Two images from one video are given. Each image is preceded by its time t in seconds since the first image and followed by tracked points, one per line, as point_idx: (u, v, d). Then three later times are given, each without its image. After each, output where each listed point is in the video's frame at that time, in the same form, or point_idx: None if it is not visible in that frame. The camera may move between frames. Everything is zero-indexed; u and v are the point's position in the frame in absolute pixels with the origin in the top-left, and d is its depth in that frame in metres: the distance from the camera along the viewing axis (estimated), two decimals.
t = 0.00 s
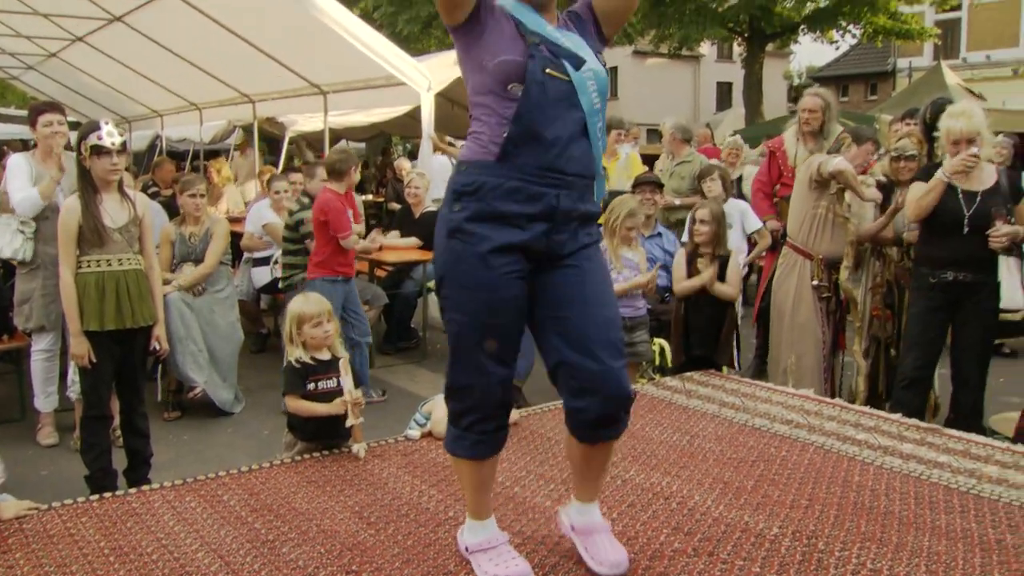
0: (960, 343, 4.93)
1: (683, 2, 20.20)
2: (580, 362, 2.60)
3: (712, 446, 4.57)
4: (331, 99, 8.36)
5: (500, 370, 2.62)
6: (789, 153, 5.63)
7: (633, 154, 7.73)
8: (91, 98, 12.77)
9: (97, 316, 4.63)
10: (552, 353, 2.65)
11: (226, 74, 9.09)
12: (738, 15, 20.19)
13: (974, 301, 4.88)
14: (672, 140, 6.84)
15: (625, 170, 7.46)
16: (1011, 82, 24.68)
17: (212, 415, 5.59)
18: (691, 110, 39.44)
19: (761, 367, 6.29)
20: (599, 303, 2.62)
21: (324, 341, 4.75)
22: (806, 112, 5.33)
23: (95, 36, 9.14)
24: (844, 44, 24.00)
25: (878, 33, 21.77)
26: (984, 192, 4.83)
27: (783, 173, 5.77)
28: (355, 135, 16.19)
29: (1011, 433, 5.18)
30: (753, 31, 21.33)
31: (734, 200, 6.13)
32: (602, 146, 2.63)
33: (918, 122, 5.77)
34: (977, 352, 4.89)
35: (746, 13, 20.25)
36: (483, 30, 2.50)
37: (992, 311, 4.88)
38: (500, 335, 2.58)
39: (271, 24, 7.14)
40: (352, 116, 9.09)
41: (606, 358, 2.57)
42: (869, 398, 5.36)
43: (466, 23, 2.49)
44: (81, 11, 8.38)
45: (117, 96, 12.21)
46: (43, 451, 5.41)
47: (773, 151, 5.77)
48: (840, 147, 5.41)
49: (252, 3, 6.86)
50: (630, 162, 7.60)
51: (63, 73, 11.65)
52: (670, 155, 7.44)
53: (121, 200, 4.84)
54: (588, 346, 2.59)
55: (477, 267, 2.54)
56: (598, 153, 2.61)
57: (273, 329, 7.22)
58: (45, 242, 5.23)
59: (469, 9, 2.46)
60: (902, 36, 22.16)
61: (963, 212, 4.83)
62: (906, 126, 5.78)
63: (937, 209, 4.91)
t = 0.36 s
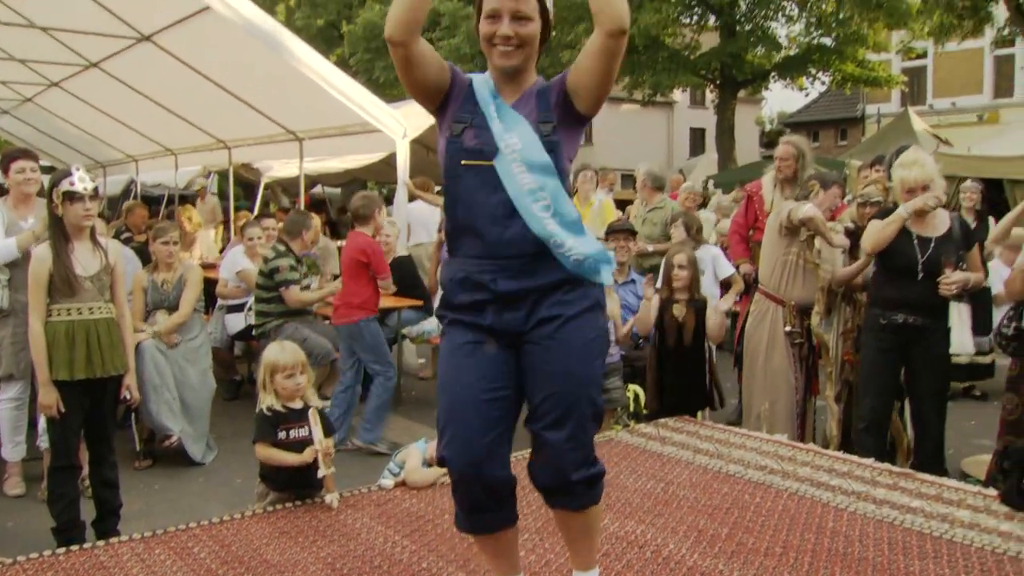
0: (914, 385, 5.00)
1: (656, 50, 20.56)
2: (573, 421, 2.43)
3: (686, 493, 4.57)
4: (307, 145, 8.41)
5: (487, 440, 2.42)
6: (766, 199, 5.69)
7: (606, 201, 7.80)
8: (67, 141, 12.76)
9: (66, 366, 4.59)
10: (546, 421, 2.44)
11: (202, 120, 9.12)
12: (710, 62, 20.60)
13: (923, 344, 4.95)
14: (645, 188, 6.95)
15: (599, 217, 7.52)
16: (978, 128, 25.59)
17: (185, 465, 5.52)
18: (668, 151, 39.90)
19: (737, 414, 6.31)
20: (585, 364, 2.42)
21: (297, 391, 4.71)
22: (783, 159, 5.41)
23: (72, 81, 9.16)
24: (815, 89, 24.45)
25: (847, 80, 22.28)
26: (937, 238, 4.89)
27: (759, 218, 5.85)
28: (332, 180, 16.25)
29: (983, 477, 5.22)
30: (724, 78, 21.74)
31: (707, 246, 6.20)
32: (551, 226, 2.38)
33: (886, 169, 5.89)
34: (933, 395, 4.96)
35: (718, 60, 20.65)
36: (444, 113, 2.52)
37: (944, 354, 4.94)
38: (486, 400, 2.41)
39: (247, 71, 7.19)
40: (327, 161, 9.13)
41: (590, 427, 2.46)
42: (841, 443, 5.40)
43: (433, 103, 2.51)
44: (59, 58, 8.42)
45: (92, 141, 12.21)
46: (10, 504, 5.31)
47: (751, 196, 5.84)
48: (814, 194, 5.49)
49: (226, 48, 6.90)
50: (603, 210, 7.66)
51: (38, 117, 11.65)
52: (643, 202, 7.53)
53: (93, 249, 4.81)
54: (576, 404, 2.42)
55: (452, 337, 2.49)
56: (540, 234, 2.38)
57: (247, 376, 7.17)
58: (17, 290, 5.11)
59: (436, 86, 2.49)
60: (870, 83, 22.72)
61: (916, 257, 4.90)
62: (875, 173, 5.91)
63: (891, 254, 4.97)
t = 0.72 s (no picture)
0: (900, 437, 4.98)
1: (648, 103, 20.91)
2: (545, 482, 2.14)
3: (682, 550, 4.52)
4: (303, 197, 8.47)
5: (454, 482, 2.25)
6: (754, 254, 5.76)
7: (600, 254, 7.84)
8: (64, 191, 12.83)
9: (58, 421, 4.56)
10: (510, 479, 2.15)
11: (199, 172, 9.17)
12: (703, 115, 20.88)
13: (909, 397, 4.95)
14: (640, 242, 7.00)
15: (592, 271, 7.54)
16: (969, 180, 25.79)
17: (176, 519, 5.47)
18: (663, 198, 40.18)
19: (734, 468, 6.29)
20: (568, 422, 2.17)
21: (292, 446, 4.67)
22: (768, 214, 5.48)
23: (70, 133, 9.24)
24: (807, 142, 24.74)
25: (838, 132, 22.55)
26: (921, 292, 4.91)
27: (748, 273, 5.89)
28: (327, 231, 16.33)
29: (981, 531, 5.18)
30: (718, 130, 22.02)
31: (701, 298, 6.22)
32: (567, 258, 2.19)
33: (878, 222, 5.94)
34: (924, 449, 4.93)
35: (710, 113, 20.93)
36: (460, 141, 2.36)
37: (932, 408, 4.94)
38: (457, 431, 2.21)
39: (245, 124, 7.26)
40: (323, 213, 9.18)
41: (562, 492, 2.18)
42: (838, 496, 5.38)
43: (441, 123, 2.36)
44: (58, 111, 8.50)
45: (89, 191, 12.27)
46: None
47: (738, 251, 5.87)
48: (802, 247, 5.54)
49: (222, 101, 6.97)
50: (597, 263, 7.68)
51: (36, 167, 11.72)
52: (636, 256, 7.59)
53: (88, 303, 4.80)
54: (543, 467, 2.13)
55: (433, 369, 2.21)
56: (556, 266, 2.17)
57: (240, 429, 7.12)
58: (8, 343, 5.11)
59: (446, 108, 2.35)
60: (861, 135, 22.95)
61: (901, 312, 4.91)
62: (865, 228, 6.01)
63: (878, 309, 4.97)
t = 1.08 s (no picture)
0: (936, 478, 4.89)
1: (661, 141, 20.99)
2: (591, 534, 2.05)
3: None
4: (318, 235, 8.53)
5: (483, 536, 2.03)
6: (754, 293, 5.80)
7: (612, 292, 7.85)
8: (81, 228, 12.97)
9: (71, 460, 4.57)
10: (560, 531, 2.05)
11: (215, 210, 9.25)
12: (715, 152, 20.98)
13: (947, 437, 4.85)
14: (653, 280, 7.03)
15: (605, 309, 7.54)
16: (982, 216, 25.76)
17: (189, 558, 5.45)
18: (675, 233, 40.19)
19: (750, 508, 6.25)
20: (605, 471, 2.03)
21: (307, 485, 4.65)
22: (764, 252, 5.47)
23: (88, 172, 9.36)
24: (819, 178, 24.76)
25: (850, 168, 22.54)
26: (950, 330, 4.85)
27: (751, 312, 5.92)
28: (341, 268, 16.41)
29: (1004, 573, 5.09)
30: (730, 167, 22.09)
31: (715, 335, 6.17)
32: (573, 312, 2.02)
33: (892, 260, 5.91)
34: (958, 488, 4.85)
35: (722, 150, 21.02)
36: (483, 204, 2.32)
37: (969, 446, 4.86)
38: (485, 495, 2.03)
39: (260, 162, 7.33)
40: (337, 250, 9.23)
41: (611, 539, 2.07)
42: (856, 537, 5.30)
43: (467, 191, 2.33)
44: (78, 150, 8.63)
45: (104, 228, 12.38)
46: None
47: (738, 293, 5.91)
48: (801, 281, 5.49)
49: (237, 139, 7.05)
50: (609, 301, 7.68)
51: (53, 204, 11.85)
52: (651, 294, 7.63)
53: (104, 341, 4.81)
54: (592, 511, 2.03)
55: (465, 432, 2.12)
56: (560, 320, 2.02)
57: (253, 467, 7.11)
58: (25, 380, 5.15)
59: (469, 173, 2.32)
60: (873, 171, 22.95)
61: (933, 352, 4.82)
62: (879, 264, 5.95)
63: (907, 350, 4.89)
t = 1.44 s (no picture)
0: (986, 513, 4.78)
1: (696, 170, 21.12)
2: None
3: None
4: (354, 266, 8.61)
5: None
6: (784, 326, 5.80)
7: (649, 324, 7.84)
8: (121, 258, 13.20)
9: (112, 489, 4.62)
10: None
11: (253, 241, 9.37)
12: (749, 181, 20.88)
13: (999, 471, 4.75)
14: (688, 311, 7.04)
15: (641, 340, 7.53)
16: None
17: None
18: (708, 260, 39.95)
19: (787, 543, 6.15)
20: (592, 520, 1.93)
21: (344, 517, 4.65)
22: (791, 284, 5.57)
23: (130, 204, 9.54)
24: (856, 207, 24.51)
25: (887, 196, 22.24)
26: (997, 360, 4.75)
27: (780, 344, 5.92)
28: (377, 299, 16.51)
29: None
30: (765, 197, 21.97)
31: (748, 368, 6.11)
32: (561, 366, 1.86)
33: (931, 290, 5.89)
34: (1007, 524, 4.74)
35: (756, 179, 20.91)
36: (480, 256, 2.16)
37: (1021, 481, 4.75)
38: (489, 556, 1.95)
39: (298, 195, 7.44)
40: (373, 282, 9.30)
41: None
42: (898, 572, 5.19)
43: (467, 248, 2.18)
44: (120, 182, 8.81)
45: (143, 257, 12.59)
46: None
47: (766, 326, 5.87)
48: (826, 312, 5.75)
49: (277, 173, 7.16)
50: (646, 333, 7.66)
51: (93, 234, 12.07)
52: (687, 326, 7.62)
53: (147, 371, 4.88)
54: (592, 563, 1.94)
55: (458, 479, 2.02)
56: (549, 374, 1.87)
57: (289, 497, 7.15)
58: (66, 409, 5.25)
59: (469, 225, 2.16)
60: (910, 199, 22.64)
61: (983, 382, 4.74)
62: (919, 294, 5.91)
63: (956, 381, 4.80)
